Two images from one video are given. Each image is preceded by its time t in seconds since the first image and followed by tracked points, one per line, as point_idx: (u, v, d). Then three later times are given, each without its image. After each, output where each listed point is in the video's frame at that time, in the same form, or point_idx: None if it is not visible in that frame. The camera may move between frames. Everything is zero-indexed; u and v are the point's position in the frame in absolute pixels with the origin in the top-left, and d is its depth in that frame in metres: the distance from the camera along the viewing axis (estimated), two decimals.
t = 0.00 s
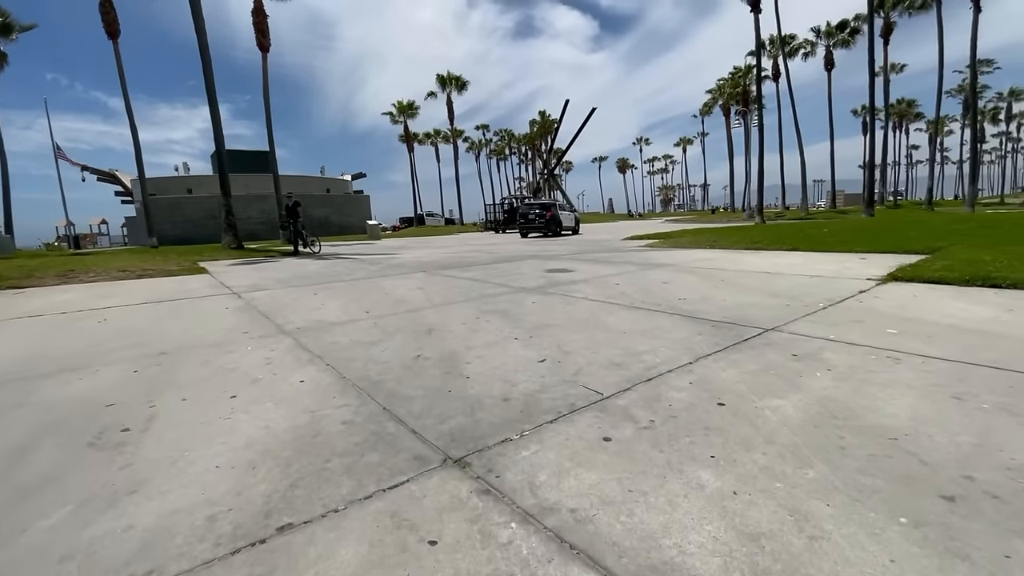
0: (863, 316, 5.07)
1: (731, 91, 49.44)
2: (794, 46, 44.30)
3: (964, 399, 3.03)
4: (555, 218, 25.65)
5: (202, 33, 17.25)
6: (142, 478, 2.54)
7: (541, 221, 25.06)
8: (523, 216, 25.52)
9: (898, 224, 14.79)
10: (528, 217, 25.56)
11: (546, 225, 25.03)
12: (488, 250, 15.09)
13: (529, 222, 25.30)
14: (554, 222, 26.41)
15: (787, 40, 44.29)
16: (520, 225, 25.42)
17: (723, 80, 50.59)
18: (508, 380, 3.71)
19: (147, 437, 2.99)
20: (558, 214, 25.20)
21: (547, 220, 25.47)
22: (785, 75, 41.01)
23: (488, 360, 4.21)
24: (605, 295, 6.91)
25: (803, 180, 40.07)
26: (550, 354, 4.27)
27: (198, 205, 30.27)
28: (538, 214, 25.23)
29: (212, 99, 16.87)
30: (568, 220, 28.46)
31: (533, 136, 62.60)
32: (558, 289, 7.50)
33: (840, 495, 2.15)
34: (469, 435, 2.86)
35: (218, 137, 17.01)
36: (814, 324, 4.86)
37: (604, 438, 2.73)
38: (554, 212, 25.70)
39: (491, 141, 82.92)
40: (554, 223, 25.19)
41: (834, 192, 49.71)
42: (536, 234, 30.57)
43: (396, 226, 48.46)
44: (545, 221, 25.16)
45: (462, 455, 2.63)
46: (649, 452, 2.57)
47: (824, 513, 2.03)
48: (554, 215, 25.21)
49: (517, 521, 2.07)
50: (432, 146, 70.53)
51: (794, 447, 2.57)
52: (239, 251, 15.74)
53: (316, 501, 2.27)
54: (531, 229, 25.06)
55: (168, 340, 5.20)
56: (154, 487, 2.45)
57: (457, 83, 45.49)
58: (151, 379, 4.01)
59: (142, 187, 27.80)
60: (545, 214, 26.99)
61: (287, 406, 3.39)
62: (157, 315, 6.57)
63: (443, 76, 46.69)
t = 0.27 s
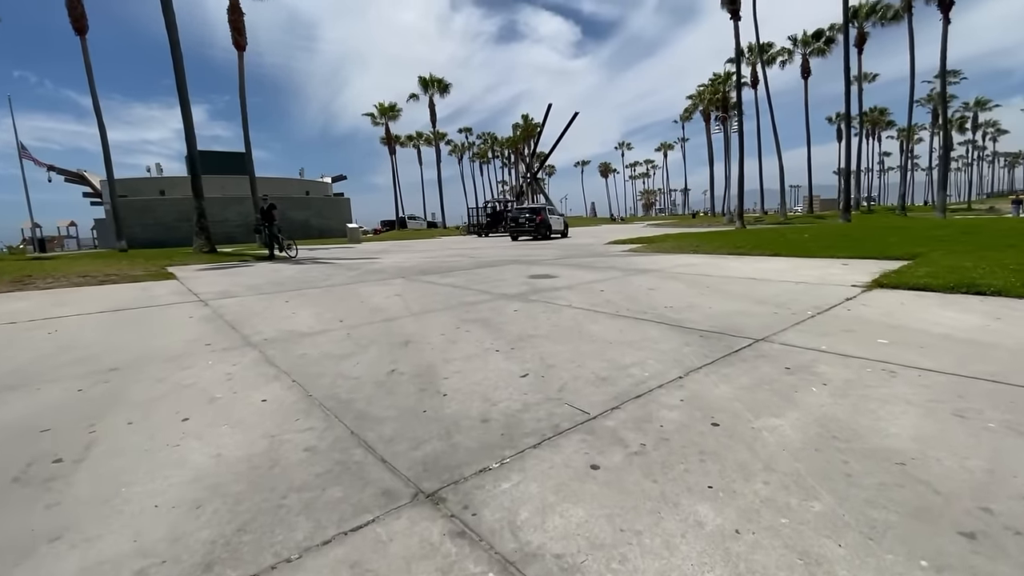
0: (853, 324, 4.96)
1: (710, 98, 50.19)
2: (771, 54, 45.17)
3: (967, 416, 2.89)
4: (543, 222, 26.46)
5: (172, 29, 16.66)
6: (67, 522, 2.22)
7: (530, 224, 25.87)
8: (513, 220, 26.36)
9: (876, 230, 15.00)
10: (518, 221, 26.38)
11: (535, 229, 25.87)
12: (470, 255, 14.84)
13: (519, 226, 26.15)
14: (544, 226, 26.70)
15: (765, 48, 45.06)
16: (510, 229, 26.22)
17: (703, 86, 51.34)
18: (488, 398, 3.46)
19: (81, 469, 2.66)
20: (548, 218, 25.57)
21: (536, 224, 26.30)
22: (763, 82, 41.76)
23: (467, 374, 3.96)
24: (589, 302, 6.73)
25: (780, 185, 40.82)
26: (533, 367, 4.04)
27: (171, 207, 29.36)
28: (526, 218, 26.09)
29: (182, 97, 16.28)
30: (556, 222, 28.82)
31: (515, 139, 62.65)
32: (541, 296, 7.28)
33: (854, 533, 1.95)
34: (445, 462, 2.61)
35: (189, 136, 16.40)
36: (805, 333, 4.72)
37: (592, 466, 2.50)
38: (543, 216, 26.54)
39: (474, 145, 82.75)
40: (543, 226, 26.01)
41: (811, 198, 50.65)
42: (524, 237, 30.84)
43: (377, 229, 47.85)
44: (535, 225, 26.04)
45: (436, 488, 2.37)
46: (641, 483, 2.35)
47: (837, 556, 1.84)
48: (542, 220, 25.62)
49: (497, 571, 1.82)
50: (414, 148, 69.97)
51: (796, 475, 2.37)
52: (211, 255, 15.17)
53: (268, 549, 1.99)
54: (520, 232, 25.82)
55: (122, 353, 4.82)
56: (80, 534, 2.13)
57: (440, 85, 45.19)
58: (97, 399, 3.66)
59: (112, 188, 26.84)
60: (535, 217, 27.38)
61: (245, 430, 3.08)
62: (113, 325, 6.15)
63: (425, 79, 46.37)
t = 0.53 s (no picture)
0: (841, 330, 4.85)
1: (690, 103, 50.85)
2: (750, 61, 45.97)
3: (970, 429, 2.74)
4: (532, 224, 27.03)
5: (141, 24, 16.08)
6: None
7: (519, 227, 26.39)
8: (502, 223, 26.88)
9: (854, 234, 15.18)
10: (508, 224, 26.91)
11: (525, 231, 26.41)
12: (452, 258, 14.56)
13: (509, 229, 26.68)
14: (534, 229, 26.86)
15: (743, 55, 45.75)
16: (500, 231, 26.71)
17: (683, 92, 52.03)
18: (465, 413, 3.21)
19: None
20: (537, 222, 25.81)
21: (526, 226, 26.83)
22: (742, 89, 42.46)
23: (444, 387, 3.71)
24: (573, 307, 6.53)
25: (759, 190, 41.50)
26: (515, 378, 3.81)
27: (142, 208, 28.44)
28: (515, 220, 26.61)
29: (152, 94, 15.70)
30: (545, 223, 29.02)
31: (498, 142, 62.59)
32: (524, 301, 7.06)
33: (867, 569, 1.76)
34: (415, 488, 2.37)
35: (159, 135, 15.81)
36: (794, 340, 4.59)
37: (577, 492, 2.28)
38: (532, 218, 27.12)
39: (457, 147, 82.47)
40: (532, 229, 26.59)
41: (789, 202, 51.56)
42: (513, 239, 30.87)
43: (358, 231, 47.23)
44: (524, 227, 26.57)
45: (404, 520, 2.12)
46: (631, 510, 2.14)
47: None
48: (532, 223, 25.78)
49: None
50: (396, 150, 69.35)
51: (799, 499, 2.19)
52: (181, 258, 14.61)
53: None
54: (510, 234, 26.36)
55: (69, 365, 4.45)
56: None
57: (422, 87, 44.83)
58: (32, 418, 3.31)
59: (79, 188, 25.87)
60: (521, 221, 27.22)
61: (194, 453, 2.78)
62: (65, 333, 5.74)
63: (406, 80, 45.97)
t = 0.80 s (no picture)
0: (836, 339, 4.70)
1: (673, 107, 51.28)
2: (732, 66, 46.51)
3: (986, 451, 2.57)
4: (523, 226, 27.36)
5: (109, 18, 15.45)
6: None
7: (510, 229, 26.72)
8: (494, 224, 27.19)
9: (836, 237, 15.29)
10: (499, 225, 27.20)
11: (516, 232, 26.78)
12: (436, 261, 14.26)
13: (500, 231, 27.01)
14: (526, 230, 27.07)
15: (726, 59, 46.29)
16: (491, 233, 27.00)
17: (667, 96, 52.48)
18: (445, 436, 2.96)
19: None
20: (529, 223, 26.06)
21: (517, 228, 27.17)
22: (725, 93, 42.90)
23: (422, 404, 3.45)
24: (559, 314, 6.30)
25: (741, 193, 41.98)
26: (498, 394, 3.56)
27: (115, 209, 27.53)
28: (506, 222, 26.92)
29: (120, 91, 15.08)
30: (534, 223, 29.13)
31: (482, 144, 62.39)
32: (508, 307, 6.82)
33: None
34: (386, 529, 2.10)
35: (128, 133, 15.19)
36: (789, 350, 4.42)
37: (567, 531, 2.05)
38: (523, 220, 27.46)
39: (442, 149, 82.09)
40: (523, 230, 26.99)
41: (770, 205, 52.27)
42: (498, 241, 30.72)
43: (340, 233, 46.57)
44: (515, 228, 26.92)
45: (372, 571, 1.87)
46: (628, 555, 1.91)
47: None
48: (523, 224, 25.99)
49: None
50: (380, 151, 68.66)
51: (815, 538, 1.97)
52: (151, 261, 14.05)
53: None
54: (502, 236, 26.72)
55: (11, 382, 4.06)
56: None
57: (406, 88, 44.37)
58: None
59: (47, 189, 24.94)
60: (513, 222, 27.30)
61: (138, 488, 2.47)
62: (14, 345, 5.32)
63: (390, 80, 45.49)
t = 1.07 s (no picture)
0: (829, 345, 4.60)
1: (658, 109, 51.59)
2: (715, 69, 46.99)
3: (996, 467, 2.43)
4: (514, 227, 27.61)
5: (79, 10, 14.88)
6: None
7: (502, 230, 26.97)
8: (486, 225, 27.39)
9: (820, 240, 15.40)
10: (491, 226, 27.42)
11: (508, 233, 27.05)
12: (420, 263, 14.00)
13: (492, 232, 27.22)
14: (518, 231, 27.27)
15: (709, 63, 46.74)
16: (483, 234, 27.22)
17: (651, 98, 52.82)
18: (424, 455, 2.74)
19: None
20: (521, 224, 26.32)
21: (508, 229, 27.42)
22: (709, 96, 43.31)
23: (401, 419, 3.22)
24: (546, 318, 6.12)
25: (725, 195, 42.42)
26: (483, 408, 3.35)
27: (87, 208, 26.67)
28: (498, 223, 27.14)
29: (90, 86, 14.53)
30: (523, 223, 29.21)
31: (468, 145, 62.12)
32: (494, 311, 6.61)
33: None
34: (356, 566, 1.88)
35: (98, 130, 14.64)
36: (783, 356, 4.29)
37: (557, 567, 1.85)
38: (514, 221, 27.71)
39: (427, 149, 81.59)
40: (515, 231, 27.23)
41: (753, 207, 52.89)
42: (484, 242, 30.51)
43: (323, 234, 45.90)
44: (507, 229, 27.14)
45: None
46: None
47: None
48: (515, 223, 26.14)
49: None
50: (364, 151, 67.94)
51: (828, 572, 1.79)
52: (123, 263, 13.53)
53: None
54: (494, 237, 26.99)
55: None
56: None
57: (390, 87, 43.91)
58: None
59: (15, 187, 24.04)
60: (505, 222, 27.34)
61: (76, 520, 2.21)
62: None
63: (373, 79, 44.98)
